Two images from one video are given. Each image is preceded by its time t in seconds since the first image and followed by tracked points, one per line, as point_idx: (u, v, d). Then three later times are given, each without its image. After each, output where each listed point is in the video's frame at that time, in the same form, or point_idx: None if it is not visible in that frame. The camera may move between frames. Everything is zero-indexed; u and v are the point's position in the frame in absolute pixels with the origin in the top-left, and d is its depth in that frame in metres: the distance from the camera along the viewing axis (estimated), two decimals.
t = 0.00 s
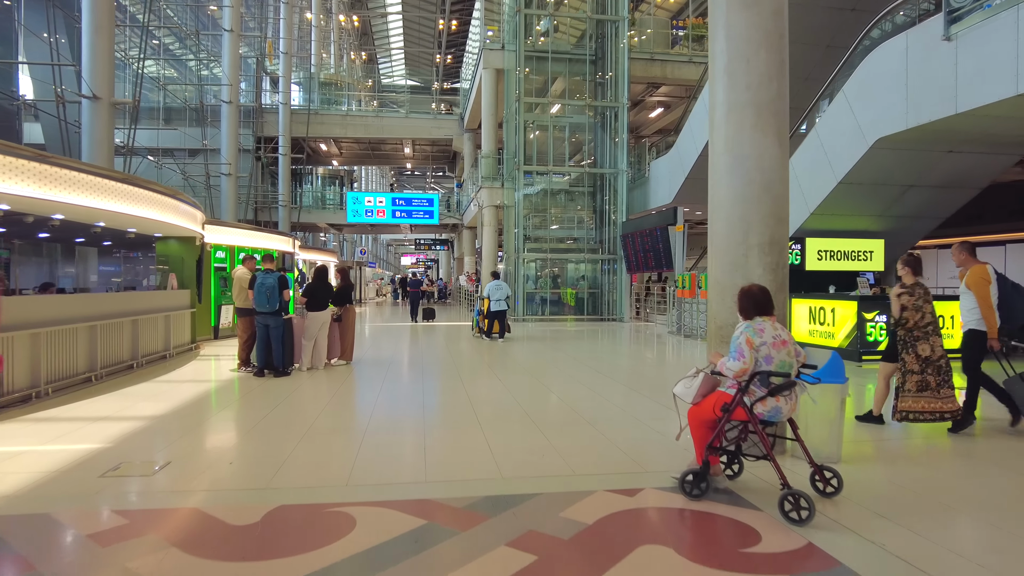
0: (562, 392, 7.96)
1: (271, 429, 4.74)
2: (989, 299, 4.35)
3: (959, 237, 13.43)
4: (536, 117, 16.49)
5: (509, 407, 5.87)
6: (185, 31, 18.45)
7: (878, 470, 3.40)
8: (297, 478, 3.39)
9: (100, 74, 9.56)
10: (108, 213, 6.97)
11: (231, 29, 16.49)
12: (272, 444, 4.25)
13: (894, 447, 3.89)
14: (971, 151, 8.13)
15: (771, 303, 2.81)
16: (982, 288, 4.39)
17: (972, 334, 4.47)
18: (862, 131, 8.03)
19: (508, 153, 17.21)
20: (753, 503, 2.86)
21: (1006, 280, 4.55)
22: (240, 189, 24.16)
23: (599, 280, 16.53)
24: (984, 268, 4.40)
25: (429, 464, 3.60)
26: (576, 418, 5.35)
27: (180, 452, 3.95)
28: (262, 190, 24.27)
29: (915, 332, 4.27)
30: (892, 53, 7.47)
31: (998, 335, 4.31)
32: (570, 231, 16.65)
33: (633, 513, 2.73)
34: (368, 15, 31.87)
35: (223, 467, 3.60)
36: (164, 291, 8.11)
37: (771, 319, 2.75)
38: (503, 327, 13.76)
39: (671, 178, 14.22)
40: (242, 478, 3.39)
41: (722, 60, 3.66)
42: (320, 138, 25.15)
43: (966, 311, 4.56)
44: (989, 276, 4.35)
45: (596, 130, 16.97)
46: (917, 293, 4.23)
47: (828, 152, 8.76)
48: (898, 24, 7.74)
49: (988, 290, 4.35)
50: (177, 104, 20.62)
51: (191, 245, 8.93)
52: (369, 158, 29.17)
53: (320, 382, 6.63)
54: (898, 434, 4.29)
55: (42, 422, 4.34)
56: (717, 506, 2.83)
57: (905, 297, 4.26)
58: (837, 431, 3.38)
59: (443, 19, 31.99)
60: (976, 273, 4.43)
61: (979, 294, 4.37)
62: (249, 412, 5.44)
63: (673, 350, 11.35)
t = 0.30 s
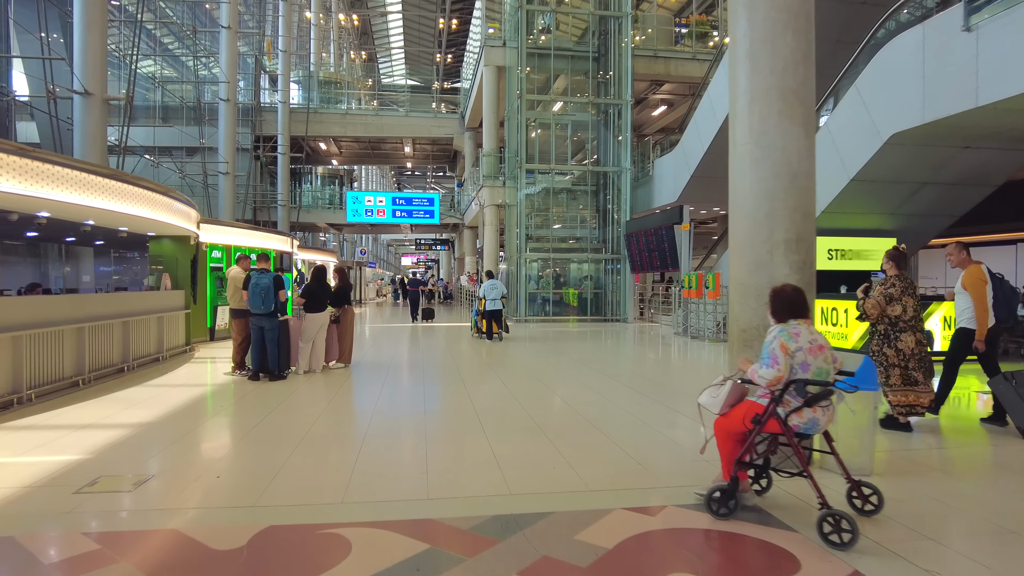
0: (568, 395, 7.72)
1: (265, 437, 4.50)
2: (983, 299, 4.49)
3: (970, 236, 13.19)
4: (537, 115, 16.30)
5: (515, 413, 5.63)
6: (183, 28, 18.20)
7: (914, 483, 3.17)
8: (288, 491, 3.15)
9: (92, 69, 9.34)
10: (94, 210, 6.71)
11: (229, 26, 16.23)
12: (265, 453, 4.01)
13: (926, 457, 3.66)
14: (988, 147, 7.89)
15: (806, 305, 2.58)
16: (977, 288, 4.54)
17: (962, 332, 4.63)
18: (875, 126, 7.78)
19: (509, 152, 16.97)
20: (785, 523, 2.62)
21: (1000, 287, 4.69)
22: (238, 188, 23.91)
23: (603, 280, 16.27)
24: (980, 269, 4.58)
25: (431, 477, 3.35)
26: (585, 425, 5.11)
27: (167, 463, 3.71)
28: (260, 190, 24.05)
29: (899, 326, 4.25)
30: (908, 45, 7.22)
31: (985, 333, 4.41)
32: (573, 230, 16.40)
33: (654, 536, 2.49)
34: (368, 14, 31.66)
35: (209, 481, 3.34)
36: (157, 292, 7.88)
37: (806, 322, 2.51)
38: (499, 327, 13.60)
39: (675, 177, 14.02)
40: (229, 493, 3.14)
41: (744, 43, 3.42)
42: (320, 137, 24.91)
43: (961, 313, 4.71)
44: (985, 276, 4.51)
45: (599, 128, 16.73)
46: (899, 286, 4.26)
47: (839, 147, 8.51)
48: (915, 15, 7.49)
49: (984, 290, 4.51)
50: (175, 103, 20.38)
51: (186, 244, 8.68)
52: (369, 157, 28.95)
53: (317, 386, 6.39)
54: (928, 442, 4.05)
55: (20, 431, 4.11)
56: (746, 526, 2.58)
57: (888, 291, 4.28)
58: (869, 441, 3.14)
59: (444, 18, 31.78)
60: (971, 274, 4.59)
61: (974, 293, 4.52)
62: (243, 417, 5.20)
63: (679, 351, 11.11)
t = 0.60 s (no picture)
0: (579, 400, 7.46)
1: (265, 447, 4.27)
2: (978, 304, 4.22)
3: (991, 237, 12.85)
4: (545, 113, 16.06)
5: (526, 421, 5.37)
6: (187, 25, 18.02)
7: (962, 505, 2.91)
8: (284, 511, 2.92)
9: (92, 65, 9.16)
10: (90, 208, 6.48)
11: (233, 23, 16.01)
12: (261, 465, 3.78)
13: (971, 474, 3.39)
14: (1017, 145, 7.58)
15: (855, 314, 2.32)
16: (971, 293, 4.28)
17: (956, 335, 4.43)
18: (897, 122, 7.48)
19: (517, 151, 16.74)
20: (830, 554, 2.36)
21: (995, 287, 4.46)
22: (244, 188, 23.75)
23: (612, 282, 15.98)
24: (976, 272, 4.30)
25: (437, 496, 3.10)
26: (600, 435, 4.85)
27: (157, 477, 3.49)
28: (266, 190, 23.89)
29: (893, 339, 3.88)
30: (934, 39, 6.93)
31: (980, 340, 4.15)
32: (581, 231, 16.13)
33: (685, 570, 2.24)
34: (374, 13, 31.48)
35: (199, 499, 3.10)
36: (157, 293, 7.68)
37: (856, 334, 2.26)
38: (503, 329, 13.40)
39: (686, 176, 13.75)
40: (218, 515, 2.89)
41: (776, 27, 3.17)
42: (325, 137, 24.74)
43: (957, 316, 4.48)
44: (980, 280, 4.24)
45: (609, 127, 16.44)
46: (892, 294, 3.94)
47: (859, 144, 8.20)
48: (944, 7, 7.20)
49: (979, 295, 4.25)
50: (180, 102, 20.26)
51: (186, 244, 8.45)
52: (375, 157, 28.76)
53: (319, 392, 6.16)
54: (969, 458, 3.78)
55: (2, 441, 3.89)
56: (787, 559, 2.33)
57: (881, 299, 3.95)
58: (914, 460, 2.87)
59: (451, 17, 31.56)
60: (965, 278, 4.32)
61: (968, 298, 4.26)
62: (242, 425, 4.98)
63: (691, 354, 10.84)
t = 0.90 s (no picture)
0: (590, 401, 7.21)
1: (260, 453, 4.04)
2: (974, 298, 3.99)
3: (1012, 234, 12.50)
4: (553, 109, 15.80)
5: (534, 426, 5.12)
6: (191, 21, 17.86)
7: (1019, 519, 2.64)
8: (272, 533, 2.69)
9: (91, 58, 8.96)
10: (86, 201, 6.26)
11: (237, 19, 15.82)
12: (253, 474, 3.55)
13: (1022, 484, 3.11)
14: None
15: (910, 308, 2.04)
16: (967, 287, 4.04)
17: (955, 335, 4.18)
18: (922, 113, 7.17)
19: (525, 147, 16.50)
20: None
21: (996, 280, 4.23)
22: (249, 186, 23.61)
23: (621, 281, 15.71)
24: (970, 267, 4.08)
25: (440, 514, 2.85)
26: (615, 440, 4.58)
27: (140, 489, 3.26)
28: (272, 188, 23.75)
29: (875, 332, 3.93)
30: (961, 25, 6.62)
31: (978, 335, 3.92)
32: (591, 228, 15.86)
33: None
34: (381, 10, 31.29)
35: (180, 516, 2.86)
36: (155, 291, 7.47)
37: (912, 331, 1.98)
38: (505, 327, 13.28)
39: (698, 172, 13.46)
40: (200, 536, 2.65)
41: None
42: (331, 134, 24.57)
43: (954, 313, 4.24)
44: (974, 274, 4.01)
45: (618, 123, 16.14)
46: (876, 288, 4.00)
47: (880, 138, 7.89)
48: None
49: (974, 289, 4.02)
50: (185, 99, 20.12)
51: (185, 240, 8.23)
52: (382, 155, 28.56)
53: (321, 393, 5.93)
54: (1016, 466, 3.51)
55: None
56: None
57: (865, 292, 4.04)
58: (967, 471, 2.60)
59: (458, 15, 31.33)
60: (960, 272, 4.09)
61: (963, 293, 4.02)
62: (238, 427, 4.76)
63: (703, 354, 10.56)
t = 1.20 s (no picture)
0: (602, 406, 6.95)
1: (255, 468, 3.83)
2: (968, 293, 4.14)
3: None
4: (560, 107, 15.56)
5: (544, 437, 4.88)
6: (193, 20, 17.68)
7: None
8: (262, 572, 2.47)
9: (88, 55, 8.77)
10: (79, 201, 6.04)
11: (240, 17, 15.63)
12: (245, 496, 3.32)
13: None
14: None
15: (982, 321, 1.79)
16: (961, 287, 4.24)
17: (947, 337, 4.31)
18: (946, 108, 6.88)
19: (532, 146, 16.27)
20: None
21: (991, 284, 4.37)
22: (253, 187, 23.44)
23: (629, 281, 15.43)
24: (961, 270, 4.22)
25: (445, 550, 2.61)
26: (630, 454, 4.35)
27: (122, 514, 3.03)
28: (276, 189, 23.58)
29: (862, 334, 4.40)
30: (988, 14, 6.31)
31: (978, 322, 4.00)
32: (599, 228, 15.57)
33: None
34: (386, 10, 31.09)
35: (161, 549, 2.63)
36: (152, 294, 7.27)
37: (986, 346, 1.74)
38: (511, 329, 13.10)
39: (708, 171, 13.20)
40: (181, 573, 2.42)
41: None
42: (336, 134, 24.39)
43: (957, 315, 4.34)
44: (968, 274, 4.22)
45: (626, 121, 15.85)
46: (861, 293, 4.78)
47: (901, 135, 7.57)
48: None
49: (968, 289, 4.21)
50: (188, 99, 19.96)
51: (183, 241, 8.00)
52: (386, 155, 28.37)
53: (322, 400, 5.70)
54: None
55: None
56: None
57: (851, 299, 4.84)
58: None
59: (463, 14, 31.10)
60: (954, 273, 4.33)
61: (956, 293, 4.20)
62: (234, 438, 4.54)
63: (715, 357, 10.31)
